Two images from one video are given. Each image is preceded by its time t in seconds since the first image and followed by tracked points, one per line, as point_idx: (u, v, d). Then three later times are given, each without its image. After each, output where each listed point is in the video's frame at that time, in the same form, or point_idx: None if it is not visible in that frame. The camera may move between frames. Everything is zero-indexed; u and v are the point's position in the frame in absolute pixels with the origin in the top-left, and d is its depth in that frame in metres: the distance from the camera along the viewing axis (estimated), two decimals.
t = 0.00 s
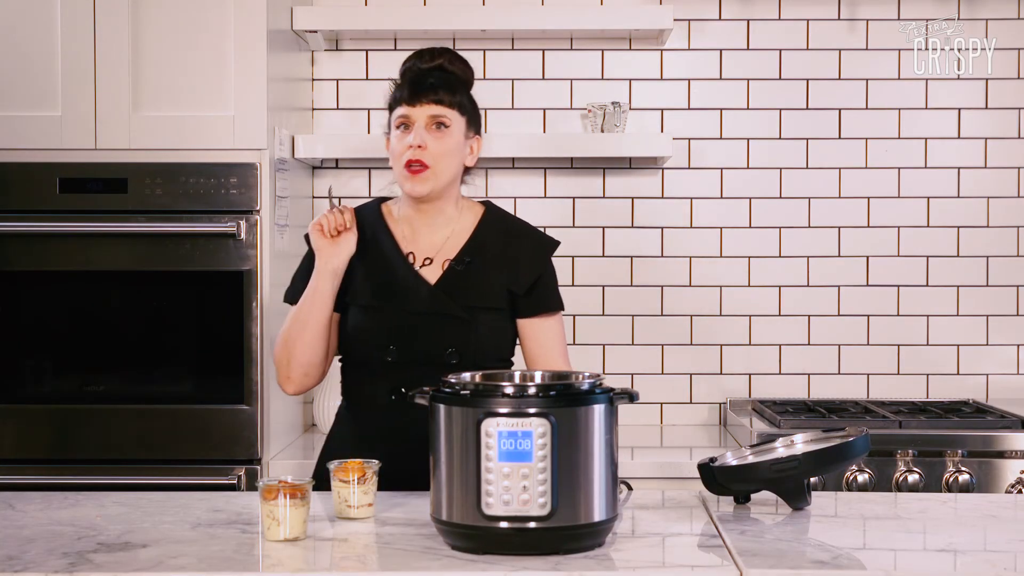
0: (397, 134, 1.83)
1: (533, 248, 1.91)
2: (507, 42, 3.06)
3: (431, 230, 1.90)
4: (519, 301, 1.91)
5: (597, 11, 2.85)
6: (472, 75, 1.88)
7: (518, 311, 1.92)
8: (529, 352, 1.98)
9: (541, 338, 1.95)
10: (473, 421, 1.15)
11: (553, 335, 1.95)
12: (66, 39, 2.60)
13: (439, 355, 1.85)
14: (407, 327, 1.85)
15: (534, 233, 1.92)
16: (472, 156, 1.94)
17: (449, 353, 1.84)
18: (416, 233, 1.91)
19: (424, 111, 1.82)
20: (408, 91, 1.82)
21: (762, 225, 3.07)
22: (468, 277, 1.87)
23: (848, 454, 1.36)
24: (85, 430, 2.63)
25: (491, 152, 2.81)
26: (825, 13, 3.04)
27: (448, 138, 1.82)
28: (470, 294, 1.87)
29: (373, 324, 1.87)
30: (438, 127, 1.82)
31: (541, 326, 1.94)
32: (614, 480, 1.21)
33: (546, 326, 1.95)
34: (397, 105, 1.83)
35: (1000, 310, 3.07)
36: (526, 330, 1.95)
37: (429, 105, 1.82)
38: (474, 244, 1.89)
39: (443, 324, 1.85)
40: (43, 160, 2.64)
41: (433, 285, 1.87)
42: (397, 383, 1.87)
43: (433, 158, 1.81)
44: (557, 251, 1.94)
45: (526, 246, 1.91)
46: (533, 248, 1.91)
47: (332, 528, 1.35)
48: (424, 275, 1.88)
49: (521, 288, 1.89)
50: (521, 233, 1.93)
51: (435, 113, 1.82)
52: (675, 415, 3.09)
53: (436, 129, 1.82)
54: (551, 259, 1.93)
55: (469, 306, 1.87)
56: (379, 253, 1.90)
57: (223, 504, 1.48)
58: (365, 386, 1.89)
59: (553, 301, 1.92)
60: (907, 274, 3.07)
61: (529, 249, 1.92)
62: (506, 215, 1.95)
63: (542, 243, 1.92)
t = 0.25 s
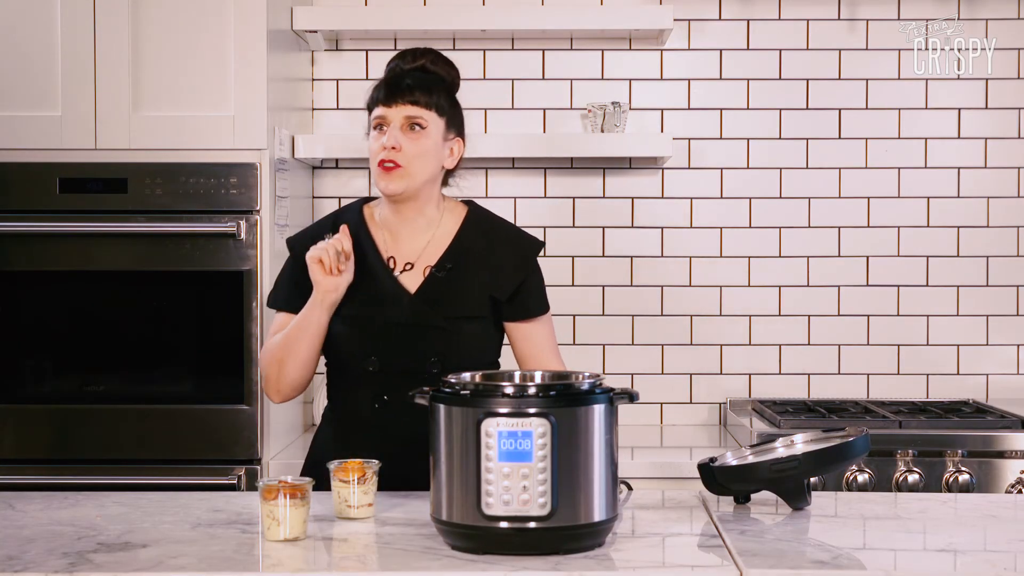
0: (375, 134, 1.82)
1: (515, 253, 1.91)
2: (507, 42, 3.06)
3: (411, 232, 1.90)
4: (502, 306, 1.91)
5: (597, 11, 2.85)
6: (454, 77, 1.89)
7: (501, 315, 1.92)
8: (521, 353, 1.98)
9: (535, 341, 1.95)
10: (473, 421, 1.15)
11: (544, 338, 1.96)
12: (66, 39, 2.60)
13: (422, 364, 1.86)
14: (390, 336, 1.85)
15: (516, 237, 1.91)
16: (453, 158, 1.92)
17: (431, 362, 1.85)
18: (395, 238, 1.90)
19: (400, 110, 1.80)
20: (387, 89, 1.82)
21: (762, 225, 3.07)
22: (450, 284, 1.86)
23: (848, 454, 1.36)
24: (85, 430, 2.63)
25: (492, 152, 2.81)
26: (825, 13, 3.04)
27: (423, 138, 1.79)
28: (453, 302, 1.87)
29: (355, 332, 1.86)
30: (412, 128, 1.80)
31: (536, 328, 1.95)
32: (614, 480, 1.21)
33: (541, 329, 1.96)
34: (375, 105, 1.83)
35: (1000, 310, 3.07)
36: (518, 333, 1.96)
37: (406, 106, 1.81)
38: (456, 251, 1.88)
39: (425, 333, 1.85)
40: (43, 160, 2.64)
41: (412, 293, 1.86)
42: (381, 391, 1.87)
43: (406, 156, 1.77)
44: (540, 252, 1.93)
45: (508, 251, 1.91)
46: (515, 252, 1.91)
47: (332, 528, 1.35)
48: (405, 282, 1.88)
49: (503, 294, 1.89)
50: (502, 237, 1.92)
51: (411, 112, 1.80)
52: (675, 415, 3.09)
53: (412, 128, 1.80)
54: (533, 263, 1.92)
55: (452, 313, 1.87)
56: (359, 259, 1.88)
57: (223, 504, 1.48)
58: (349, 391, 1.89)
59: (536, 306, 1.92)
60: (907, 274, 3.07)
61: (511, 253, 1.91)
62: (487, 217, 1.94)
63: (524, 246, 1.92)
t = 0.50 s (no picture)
0: (372, 134, 1.80)
1: (505, 253, 1.89)
2: (507, 42, 3.06)
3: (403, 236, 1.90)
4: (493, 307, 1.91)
5: (597, 11, 2.85)
6: (448, 79, 1.87)
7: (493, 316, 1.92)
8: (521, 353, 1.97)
9: (535, 344, 1.95)
10: (473, 421, 1.15)
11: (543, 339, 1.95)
12: (66, 40, 2.60)
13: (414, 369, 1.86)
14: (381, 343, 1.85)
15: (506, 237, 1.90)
16: (447, 161, 1.94)
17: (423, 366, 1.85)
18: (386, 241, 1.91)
19: (399, 112, 1.79)
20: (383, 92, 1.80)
21: (762, 225, 3.07)
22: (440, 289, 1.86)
23: (848, 454, 1.36)
24: (85, 430, 2.63)
25: (492, 152, 2.81)
26: (825, 13, 3.04)
27: (422, 142, 1.80)
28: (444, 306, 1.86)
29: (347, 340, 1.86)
30: (411, 130, 1.80)
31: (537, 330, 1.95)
32: (613, 481, 1.21)
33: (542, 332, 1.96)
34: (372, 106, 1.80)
35: (1000, 310, 3.07)
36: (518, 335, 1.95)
37: (405, 107, 1.80)
38: (445, 255, 1.87)
39: (416, 338, 1.84)
40: (43, 160, 2.64)
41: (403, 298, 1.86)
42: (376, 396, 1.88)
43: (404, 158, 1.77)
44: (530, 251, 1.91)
45: (497, 252, 1.89)
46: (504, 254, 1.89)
47: (332, 528, 1.35)
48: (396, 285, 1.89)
49: (494, 296, 1.88)
50: (491, 238, 1.90)
51: (409, 116, 1.79)
52: (675, 415, 3.09)
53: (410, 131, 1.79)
54: (524, 262, 1.91)
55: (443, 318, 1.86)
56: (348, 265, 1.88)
57: (223, 504, 1.48)
58: (344, 395, 1.91)
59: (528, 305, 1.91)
60: (907, 274, 3.07)
61: (501, 254, 1.89)
62: (476, 218, 1.92)
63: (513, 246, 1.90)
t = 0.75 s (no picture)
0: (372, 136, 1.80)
1: (505, 252, 1.89)
2: (507, 42, 3.06)
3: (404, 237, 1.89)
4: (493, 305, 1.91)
5: (597, 11, 2.85)
6: (446, 77, 1.87)
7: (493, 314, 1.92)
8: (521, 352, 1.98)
9: (536, 343, 1.95)
10: (473, 421, 1.15)
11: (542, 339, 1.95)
12: (66, 39, 2.60)
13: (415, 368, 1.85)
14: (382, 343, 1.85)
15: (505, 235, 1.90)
16: (447, 160, 1.94)
17: (424, 365, 1.85)
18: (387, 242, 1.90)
19: (400, 115, 1.79)
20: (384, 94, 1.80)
21: (761, 225, 3.07)
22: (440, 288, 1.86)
23: (848, 454, 1.36)
24: (86, 430, 2.63)
25: (492, 152, 2.81)
26: (825, 13, 3.04)
27: (424, 144, 1.80)
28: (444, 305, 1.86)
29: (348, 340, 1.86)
30: (413, 132, 1.79)
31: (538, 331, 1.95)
32: (613, 481, 1.21)
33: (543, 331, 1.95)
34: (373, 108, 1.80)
35: (1000, 310, 3.07)
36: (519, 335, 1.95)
37: (406, 109, 1.79)
38: (445, 254, 1.87)
39: (417, 337, 1.84)
40: (43, 160, 2.64)
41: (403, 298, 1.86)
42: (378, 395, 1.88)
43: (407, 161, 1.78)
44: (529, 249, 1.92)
45: (496, 251, 1.89)
46: (504, 252, 1.89)
47: (332, 528, 1.35)
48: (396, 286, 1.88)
49: (495, 294, 1.88)
50: (490, 237, 1.91)
51: (411, 118, 1.79)
52: (675, 415, 3.09)
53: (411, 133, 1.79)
54: (524, 261, 1.91)
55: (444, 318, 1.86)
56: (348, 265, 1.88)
57: (223, 504, 1.48)
58: (345, 395, 1.91)
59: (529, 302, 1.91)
60: (907, 274, 3.07)
61: (501, 252, 1.89)
62: (473, 217, 1.92)
63: (513, 245, 1.90)
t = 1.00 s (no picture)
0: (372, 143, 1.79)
1: (505, 251, 1.89)
2: (507, 42, 3.06)
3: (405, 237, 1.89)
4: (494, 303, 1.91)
5: (597, 11, 2.85)
6: (445, 74, 1.85)
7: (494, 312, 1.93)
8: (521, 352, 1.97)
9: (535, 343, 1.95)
10: (473, 421, 1.15)
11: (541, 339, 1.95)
12: (66, 39, 2.60)
13: (415, 367, 1.85)
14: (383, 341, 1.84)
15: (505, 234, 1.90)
16: (447, 161, 1.94)
17: (425, 365, 1.85)
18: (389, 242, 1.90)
19: (399, 121, 1.78)
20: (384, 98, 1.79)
21: (761, 225, 3.07)
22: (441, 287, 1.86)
23: (847, 454, 1.36)
24: (86, 430, 2.63)
25: (493, 152, 2.80)
26: (825, 13, 3.04)
27: (424, 150, 1.79)
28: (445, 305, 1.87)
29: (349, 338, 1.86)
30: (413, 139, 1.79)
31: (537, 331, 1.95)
32: (613, 481, 1.20)
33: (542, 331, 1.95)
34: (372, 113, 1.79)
35: (1000, 310, 3.07)
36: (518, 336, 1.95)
37: (406, 115, 1.79)
38: (446, 253, 1.87)
39: (418, 337, 1.84)
40: (43, 160, 2.64)
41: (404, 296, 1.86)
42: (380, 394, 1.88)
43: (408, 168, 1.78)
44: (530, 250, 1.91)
45: (497, 251, 1.89)
46: (505, 252, 1.89)
47: (332, 528, 1.35)
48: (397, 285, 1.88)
49: (495, 293, 1.89)
50: (491, 236, 1.90)
51: (410, 123, 1.78)
52: (675, 415, 3.09)
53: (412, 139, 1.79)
54: (524, 260, 1.90)
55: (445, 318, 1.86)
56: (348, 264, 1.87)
57: (223, 504, 1.48)
58: (345, 395, 1.91)
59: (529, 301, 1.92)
60: (907, 274, 3.07)
61: (501, 251, 1.89)
62: (474, 216, 1.92)
63: (513, 245, 1.90)
